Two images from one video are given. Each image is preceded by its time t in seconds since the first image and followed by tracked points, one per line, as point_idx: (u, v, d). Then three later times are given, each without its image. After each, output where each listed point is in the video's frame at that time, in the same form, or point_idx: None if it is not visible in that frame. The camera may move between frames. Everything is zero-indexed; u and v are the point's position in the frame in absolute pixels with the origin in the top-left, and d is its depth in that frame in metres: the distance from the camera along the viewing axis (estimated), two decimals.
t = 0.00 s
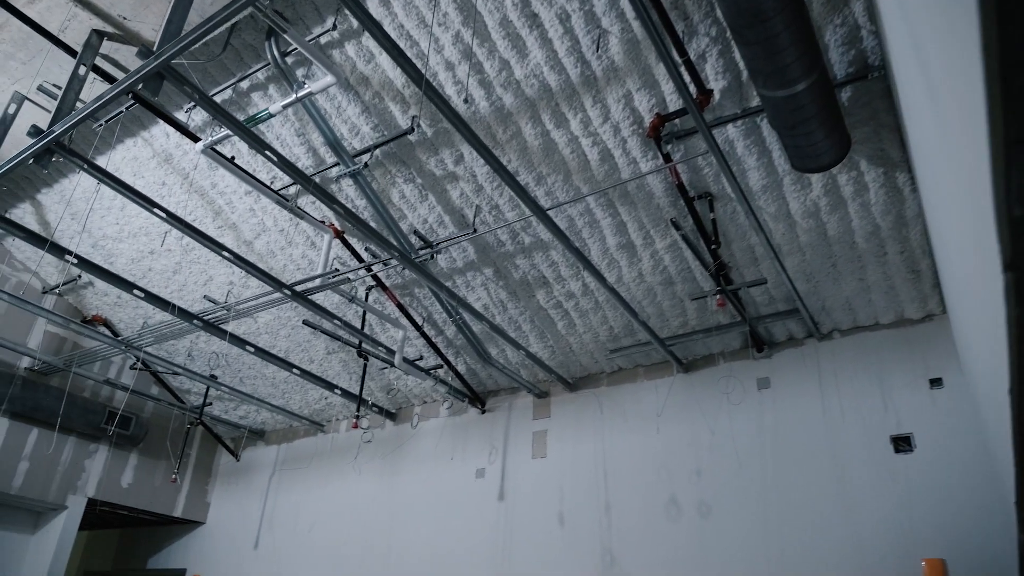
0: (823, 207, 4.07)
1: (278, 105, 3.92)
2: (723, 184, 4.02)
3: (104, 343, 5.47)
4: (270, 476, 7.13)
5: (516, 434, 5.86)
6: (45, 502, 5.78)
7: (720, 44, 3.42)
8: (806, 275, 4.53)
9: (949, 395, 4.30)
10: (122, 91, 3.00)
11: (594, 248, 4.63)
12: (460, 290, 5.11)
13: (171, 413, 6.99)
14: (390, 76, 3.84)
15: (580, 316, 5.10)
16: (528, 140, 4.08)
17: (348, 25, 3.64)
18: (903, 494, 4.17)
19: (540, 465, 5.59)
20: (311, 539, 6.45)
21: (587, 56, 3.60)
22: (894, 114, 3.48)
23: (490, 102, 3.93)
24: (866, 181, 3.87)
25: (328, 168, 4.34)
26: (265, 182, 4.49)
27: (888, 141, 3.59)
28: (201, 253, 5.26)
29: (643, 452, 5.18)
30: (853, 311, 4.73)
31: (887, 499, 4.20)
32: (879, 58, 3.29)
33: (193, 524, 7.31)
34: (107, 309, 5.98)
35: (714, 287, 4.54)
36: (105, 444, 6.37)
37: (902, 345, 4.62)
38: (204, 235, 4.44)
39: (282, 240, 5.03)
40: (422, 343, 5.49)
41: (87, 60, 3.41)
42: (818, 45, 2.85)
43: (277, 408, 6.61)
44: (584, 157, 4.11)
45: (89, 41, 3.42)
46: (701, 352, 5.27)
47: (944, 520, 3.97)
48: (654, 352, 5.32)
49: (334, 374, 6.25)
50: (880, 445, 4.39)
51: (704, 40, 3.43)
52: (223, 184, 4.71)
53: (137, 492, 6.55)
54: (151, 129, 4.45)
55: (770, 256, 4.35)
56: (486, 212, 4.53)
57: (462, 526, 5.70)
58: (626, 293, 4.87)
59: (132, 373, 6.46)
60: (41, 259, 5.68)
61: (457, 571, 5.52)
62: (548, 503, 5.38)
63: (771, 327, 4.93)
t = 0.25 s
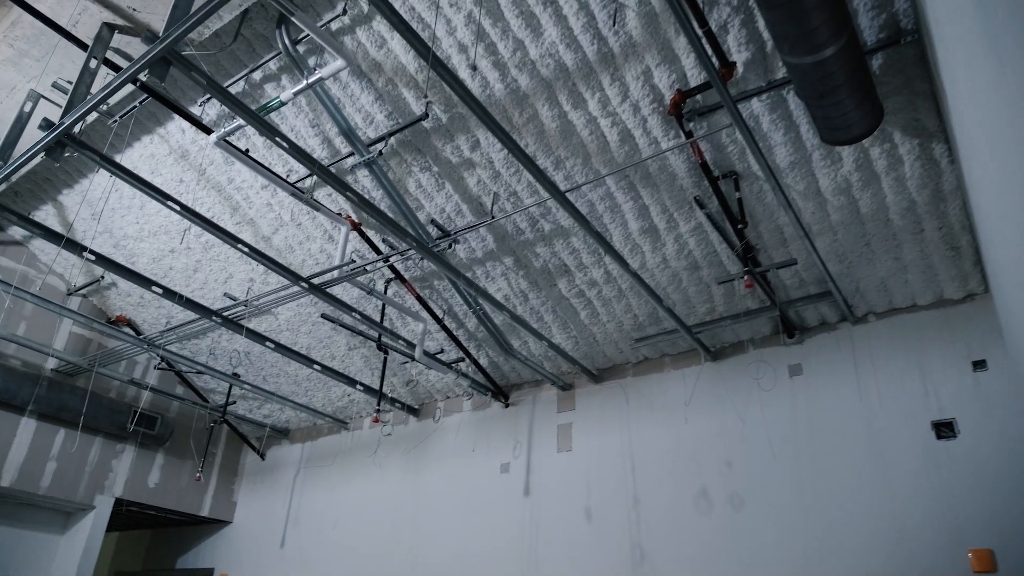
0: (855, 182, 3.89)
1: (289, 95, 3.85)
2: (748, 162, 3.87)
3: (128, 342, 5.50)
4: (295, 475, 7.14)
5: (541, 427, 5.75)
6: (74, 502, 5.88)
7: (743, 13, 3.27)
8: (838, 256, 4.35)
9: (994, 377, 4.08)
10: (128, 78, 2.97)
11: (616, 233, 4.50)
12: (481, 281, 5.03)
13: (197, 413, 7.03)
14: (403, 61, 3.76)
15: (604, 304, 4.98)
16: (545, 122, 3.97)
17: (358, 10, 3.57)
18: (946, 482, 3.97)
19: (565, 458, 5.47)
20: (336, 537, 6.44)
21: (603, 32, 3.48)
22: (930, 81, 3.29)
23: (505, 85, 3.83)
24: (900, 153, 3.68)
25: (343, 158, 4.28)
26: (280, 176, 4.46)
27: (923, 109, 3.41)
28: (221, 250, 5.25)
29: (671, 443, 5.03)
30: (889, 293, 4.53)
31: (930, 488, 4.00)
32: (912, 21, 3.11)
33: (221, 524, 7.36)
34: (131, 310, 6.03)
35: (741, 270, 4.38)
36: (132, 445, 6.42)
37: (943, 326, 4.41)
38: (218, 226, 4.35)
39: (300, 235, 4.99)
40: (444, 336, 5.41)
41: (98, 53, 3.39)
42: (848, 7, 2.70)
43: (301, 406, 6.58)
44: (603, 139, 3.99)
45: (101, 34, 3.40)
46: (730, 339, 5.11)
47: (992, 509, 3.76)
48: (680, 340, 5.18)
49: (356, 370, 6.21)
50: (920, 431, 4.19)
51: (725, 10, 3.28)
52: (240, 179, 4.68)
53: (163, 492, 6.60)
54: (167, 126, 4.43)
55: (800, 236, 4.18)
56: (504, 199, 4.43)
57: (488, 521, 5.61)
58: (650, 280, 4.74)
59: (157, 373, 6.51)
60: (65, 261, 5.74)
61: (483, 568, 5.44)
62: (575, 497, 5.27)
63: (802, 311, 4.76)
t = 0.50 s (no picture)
0: (884, 158, 3.74)
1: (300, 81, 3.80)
2: (772, 139, 3.74)
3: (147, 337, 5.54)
4: (316, 470, 7.15)
5: (562, 418, 5.66)
6: (98, 498, 5.95)
7: None
8: (867, 236, 4.20)
9: None
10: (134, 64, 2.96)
11: (635, 217, 4.39)
12: (498, 269, 4.95)
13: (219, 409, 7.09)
14: (415, 44, 3.69)
15: (624, 291, 4.88)
16: (561, 104, 3.87)
17: None
18: (985, 469, 3.80)
19: (587, 450, 5.38)
20: (357, 531, 6.45)
21: (619, 8, 3.38)
22: (964, 47, 3.13)
23: (519, 66, 3.74)
24: (931, 125, 3.53)
25: (357, 146, 4.23)
26: (295, 166, 4.43)
27: (956, 78, 3.25)
28: (238, 244, 5.25)
29: (696, 433, 4.91)
30: (921, 273, 4.37)
31: (967, 475, 3.84)
32: None
33: (245, 519, 7.44)
34: (152, 306, 6.07)
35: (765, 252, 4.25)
36: (155, 441, 6.47)
37: (979, 307, 4.22)
38: (232, 217, 4.24)
39: (316, 227, 4.96)
40: (462, 327, 5.35)
41: (109, 43, 3.36)
42: None
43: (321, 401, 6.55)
44: (621, 119, 3.89)
45: (111, 24, 3.34)
46: (755, 325, 4.98)
47: None
48: (704, 327, 5.05)
49: (375, 363, 6.18)
50: (957, 416, 4.02)
51: None
52: (255, 171, 4.66)
53: (185, 487, 6.66)
54: (182, 118, 4.42)
55: (827, 216, 4.04)
56: (521, 184, 4.35)
57: (509, 514, 5.55)
58: (672, 265, 4.62)
59: (179, 369, 6.58)
60: (86, 257, 5.80)
61: (505, 561, 5.38)
62: (597, 489, 5.17)
63: (830, 295, 4.60)
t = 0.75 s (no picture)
0: (920, 121, 3.55)
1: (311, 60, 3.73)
2: (800, 106, 3.57)
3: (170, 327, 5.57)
4: (341, 460, 7.15)
5: (586, 403, 5.55)
6: (126, 489, 6.00)
7: None
8: (903, 206, 4.01)
9: None
10: (137, 43, 2.94)
11: (658, 192, 4.25)
12: (518, 251, 4.86)
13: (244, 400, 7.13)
14: (427, 18, 3.59)
15: (648, 271, 4.75)
16: (578, 76, 3.73)
17: None
18: None
19: (612, 435, 5.26)
20: (381, 520, 6.43)
21: None
22: None
23: (535, 37, 3.60)
24: (972, 85, 3.32)
25: (371, 127, 4.16)
26: (310, 150, 4.39)
27: (999, 32, 3.04)
28: (257, 232, 5.23)
29: (725, 415, 4.77)
30: (960, 244, 4.16)
31: (1014, 454, 3.64)
32: None
33: (272, 509, 7.49)
34: (175, 298, 6.12)
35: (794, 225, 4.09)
36: (181, 432, 6.52)
37: None
38: (244, 199, 4.21)
39: (333, 212, 4.91)
40: (483, 311, 5.27)
41: (118, 26, 3.15)
42: None
43: (343, 388, 6.56)
44: (641, 90, 3.74)
45: (121, 6, 3.15)
46: (785, 303, 4.81)
47: None
48: (731, 306, 4.90)
49: (397, 350, 6.14)
50: (1002, 393, 3.82)
51: None
52: (271, 157, 4.63)
53: (212, 478, 6.71)
54: (196, 105, 4.39)
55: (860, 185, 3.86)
56: (539, 162, 4.24)
57: (534, 500, 5.46)
58: (697, 242, 4.47)
59: (203, 360, 6.64)
60: (109, 250, 5.87)
61: (531, 548, 5.31)
62: (623, 474, 5.06)
63: (864, 269, 4.42)
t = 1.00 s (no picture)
0: (958, 82, 3.34)
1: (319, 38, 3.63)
2: (829, 69, 3.38)
3: (190, 316, 5.58)
4: (364, 449, 7.14)
5: (609, 387, 5.43)
6: (151, 480, 6.07)
7: None
8: (940, 173, 3.81)
9: None
10: (139, 20, 2.87)
11: (679, 167, 4.10)
12: (537, 232, 4.75)
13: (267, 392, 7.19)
14: None
15: (671, 250, 4.61)
16: (594, 46, 3.58)
17: None
18: None
19: (636, 419, 5.15)
20: (405, 509, 6.41)
21: None
22: None
23: (548, 8, 3.47)
24: (1014, 40, 3.11)
25: (384, 107, 4.08)
26: (324, 134, 4.32)
27: None
28: (274, 220, 5.20)
29: (753, 397, 4.63)
30: (1002, 212, 3.95)
31: None
32: None
33: (298, 498, 7.54)
34: (196, 289, 6.17)
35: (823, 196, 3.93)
36: (205, 423, 6.57)
37: None
38: (259, 184, 4.17)
39: (349, 197, 4.86)
40: (503, 296, 5.18)
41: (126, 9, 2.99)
42: None
43: (365, 377, 6.49)
44: (660, 60, 3.57)
45: None
46: (815, 280, 4.63)
47: None
48: (758, 284, 4.74)
49: (417, 337, 6.09)
50: None
51: None
52: (285, 143, 4.58)
53: (237, 469, 6.76)
54: (209, 92, 4.35)
55: (893, 153, 3.67)
56: (556, 139, 4.11)
57: (557, 487, 5.38)
58: (722, 218, 4.32)
59: (226, 351, 6.70)
60: (130, 242, 5.93)
61: (556, 534, 5.23)
62: (647, 459, 4.95)
63: (898, 242, 4.23)
